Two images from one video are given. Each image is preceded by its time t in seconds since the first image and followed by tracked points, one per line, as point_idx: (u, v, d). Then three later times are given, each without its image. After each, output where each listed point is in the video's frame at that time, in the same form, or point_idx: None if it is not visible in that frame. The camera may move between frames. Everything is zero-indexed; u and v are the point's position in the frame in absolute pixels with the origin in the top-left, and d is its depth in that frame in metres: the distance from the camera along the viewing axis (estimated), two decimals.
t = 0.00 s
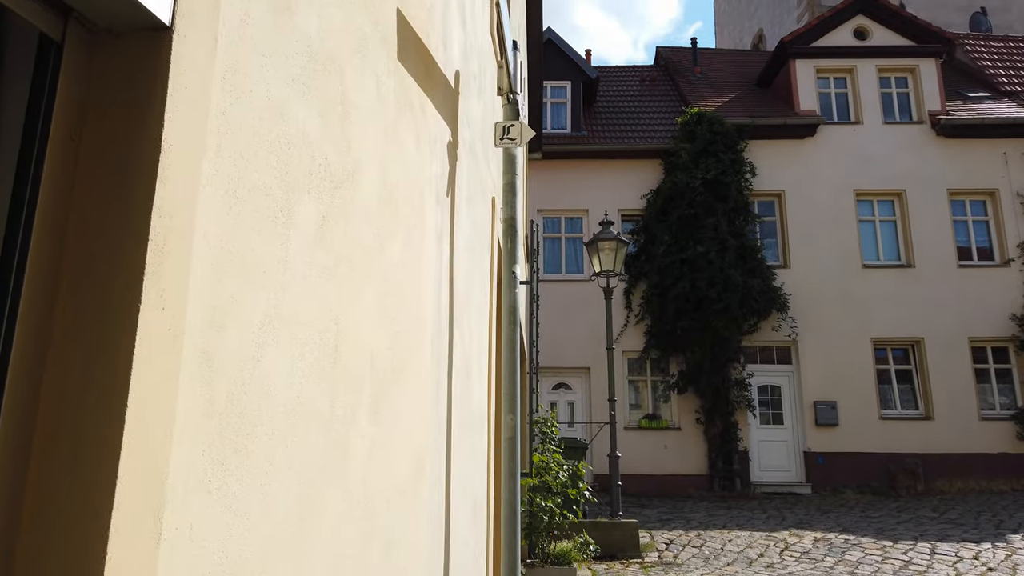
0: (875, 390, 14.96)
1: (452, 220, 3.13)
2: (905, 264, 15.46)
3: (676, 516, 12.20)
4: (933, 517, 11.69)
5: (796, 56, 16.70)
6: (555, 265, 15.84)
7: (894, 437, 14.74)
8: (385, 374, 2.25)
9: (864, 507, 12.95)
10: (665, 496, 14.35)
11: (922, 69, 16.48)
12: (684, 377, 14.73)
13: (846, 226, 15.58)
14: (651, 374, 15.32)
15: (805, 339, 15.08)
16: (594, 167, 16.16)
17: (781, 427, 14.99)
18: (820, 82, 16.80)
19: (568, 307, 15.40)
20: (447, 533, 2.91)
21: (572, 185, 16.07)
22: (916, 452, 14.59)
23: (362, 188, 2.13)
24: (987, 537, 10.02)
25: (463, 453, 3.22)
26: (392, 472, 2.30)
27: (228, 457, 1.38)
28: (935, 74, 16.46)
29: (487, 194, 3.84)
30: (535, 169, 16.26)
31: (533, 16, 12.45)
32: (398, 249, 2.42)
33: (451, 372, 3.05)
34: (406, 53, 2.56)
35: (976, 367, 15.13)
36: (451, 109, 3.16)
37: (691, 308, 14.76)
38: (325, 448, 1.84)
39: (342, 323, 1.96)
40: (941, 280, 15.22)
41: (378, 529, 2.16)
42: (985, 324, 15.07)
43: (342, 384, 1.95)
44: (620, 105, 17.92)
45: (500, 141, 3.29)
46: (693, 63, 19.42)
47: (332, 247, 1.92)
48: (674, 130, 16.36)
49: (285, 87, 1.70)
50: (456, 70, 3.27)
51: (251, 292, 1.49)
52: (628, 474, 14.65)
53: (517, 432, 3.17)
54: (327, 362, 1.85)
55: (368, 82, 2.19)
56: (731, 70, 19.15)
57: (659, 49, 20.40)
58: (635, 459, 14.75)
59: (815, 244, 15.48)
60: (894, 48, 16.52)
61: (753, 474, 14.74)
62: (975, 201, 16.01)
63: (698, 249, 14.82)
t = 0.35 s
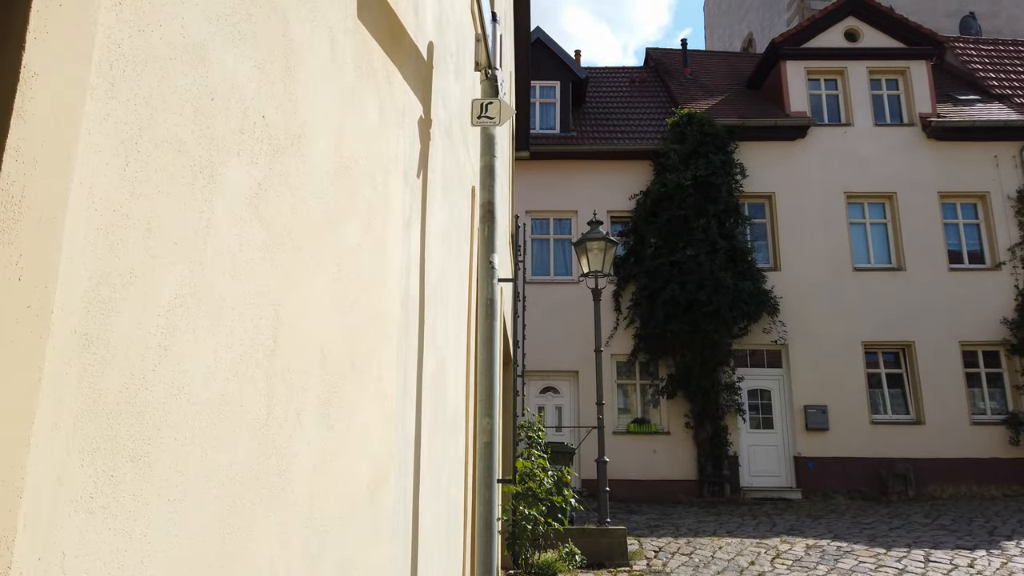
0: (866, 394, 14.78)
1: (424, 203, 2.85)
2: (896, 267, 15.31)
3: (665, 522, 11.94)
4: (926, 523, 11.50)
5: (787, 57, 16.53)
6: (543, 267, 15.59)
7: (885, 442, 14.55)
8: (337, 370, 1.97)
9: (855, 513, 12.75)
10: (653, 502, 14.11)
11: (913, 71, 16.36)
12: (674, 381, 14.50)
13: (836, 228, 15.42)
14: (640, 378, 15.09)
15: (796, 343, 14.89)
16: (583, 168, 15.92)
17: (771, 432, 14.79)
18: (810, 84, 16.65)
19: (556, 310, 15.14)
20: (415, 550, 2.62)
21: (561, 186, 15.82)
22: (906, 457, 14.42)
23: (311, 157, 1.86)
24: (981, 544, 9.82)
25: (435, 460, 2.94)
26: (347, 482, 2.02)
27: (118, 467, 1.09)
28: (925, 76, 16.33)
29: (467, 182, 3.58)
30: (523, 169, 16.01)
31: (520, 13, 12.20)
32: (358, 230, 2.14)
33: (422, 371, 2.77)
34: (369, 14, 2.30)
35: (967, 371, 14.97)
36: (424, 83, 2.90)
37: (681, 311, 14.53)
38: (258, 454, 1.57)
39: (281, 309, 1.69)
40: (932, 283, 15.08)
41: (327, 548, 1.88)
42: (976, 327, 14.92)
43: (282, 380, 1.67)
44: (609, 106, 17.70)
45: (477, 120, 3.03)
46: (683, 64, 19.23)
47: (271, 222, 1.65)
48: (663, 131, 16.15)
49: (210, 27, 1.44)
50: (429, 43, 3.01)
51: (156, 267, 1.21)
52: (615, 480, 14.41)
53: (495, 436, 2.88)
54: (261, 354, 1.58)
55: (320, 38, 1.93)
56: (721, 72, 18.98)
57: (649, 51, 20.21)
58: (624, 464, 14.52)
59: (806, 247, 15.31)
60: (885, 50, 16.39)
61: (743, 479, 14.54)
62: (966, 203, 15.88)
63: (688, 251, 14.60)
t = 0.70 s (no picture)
0: (842, 396, 14.75)
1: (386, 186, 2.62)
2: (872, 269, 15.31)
3: (641, 525, 11.77)
4: (902, 526, 11.44)
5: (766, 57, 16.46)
6: (521, 266, 15.38)
7: (861, 444, 14.53)
8: (277, 369, 1.73)
9: (831, 516, 12.68)
10: (629, 504, 13.96)
11: (891, 73, 16.37)
12: (651, 382, 14.35)
13: (814, 230, 15.38)
14: (617, 379, 14.93)
15: (773, 344, 14.83)
16: (561, 166, 15.72)
17: (747, 433, 14.71)
18: (789, 85, 16.59)
19: (533, 310, 14.92)
20: (371, 567, 2.38)
21: (538, 184, 15.61)
22: (882, 459, 14.41)
23: (247, 125, 1.63)
24: (957, 547, 9.75)
25: (396, 467, 2.70)
26: (289, 495, 1.78)
27: None
28: (903, 79, 16.34)
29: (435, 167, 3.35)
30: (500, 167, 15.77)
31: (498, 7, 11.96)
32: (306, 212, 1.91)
33: (383, 369, 2.53)
34: None
35: (942, 374, 14.99)
36: (388, 57, 2.67)
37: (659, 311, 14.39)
38: (172, 465, 1.34)
39: (204, 297, 1.45)
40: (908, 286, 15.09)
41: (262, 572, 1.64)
42: (951, 330, 14.95)
43: (204, 380, 1.44)
44: (588, 104, 17.51)
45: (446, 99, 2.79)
46: (663, 64, 19.10)
47: (194, 195, 1.43)
48: (642, 130, 16.01)
49: None
50: (394, 14, 2.77)
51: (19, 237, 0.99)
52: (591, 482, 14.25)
53: (461, 441, 2.65)
54: (177, 349, 1.35)
55: None
56: (700, 72, 18.89)
57: (629, 50, 20.05)
58: (600, 465, 14.37)
59: (784, 248, 15.25)
60: (863, 52, 16.38)
61: (719, 481, 14.43)
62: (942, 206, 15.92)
63: (666, 251, 14.47)
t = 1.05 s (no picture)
0: (818, 398, 14.73)
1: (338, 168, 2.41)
2: (848, 272, 15.32)
3: (616, 529, 11.61)
4: (877, 529, 11.42)
5: (744, 59, 16.41)
6: (497, 267, 15.17)
7: (836, 447, 14.52)
8: (196, 365, 1.53)
9: (806, 518, 12.64)
10: (605, 507, 13.83)
11: (867, 77, 16.40)
12: (628, 384, 14.23)
13: (791, 232, 15.37)
14: (594, 380, 14.79)
15: (749, 346, 14.78)
16: (538, 166, 15.54)
17: (723, 436, 14.64)
18: (767, 88, 16.57)
19: (509, 310, 14.72)
20: None
21: (515, 184, 15.42)
22: (856, 462, 14.42)
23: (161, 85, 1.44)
24: (933, 550, 9.72)
25: (349, 474, 2.49)
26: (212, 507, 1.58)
27: None
28: (879, 83, 16.39)
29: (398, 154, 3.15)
30: (476, 166, 15.56)
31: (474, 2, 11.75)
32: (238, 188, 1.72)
33: (333, 367, 2.32)
34: None
35: (916, 376, 15.03)
36: (342, 29, 2.46)
37: (636, 313, 14.27)
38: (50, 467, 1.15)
39: (100, 279, 1.26)
40: (883, 288, 15.12)
41: None
42: (925, 333, 15.01)
43: (96, 371, 1.25)
44: (566, 104, 17.36)
45: (405, 77, 2.59)
46: (641, 65, 19.01)
47: (85, 159, 1.24)
48: (620, 130, 15.88)
49: None
50: None
51: None
52: (566, 485, 14.08)
53: (418, 446, 2.44)
54: (60, 332, 1.18)
55: None
56: (678, 74, 18.83)
57: (607, 51, 19.94)
58: (577, 468, 14.22)
59: (761, 250, 15.21)
60: (840, 55, 16.41)
61: (695, 484, 14.34)
62: (916, 210, 15.98)
63: (644, 252, 14.37)
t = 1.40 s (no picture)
0: (796, 403, 14.65)
1: (281, 155, 2.18)
2: (826, 276, 15.28)
3: (593, 536, 11.41)
4: (855, 535, 11.33)
5: (723, 62, 16.34)
6: (474, 270, 14.94)
7: (814, 452, 14.45)
8: (87, 373, 1.31)
9: (785, 524, 12.54)
10: (583, 513, 13.64)
11: (845, 82, 16.37)
12: (606, 388, 14.08)
13: (769, 236, 15.31)
14: (572, 385, 14.61)
15: (728, 351, 14.69)
16: (516, 168, 15.34)
17: (702, 441, 14.52)
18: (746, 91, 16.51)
19: (486, 313, 14.50)
20: None
21: (493, 185, 15.20)
22: (835, 467, 14.36)
23: (42, 45, 1.22)
24: (911, 557, 9.63)
25: (291, 495, 2.25)
26: (109, 538, 1.36)
27: None
28: (857, 88, 16.38)
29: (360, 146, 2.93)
30: (454, 167, 15.33)
31: None
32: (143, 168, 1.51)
33: (271, 375, 2.09)
34: None
35: (894, 382, 15.01)
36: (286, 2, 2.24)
37: (614, 317, 14.11)
38: None
39: None
40: (861, 293, 15.11)
41: None
42: (902, 338, 15.01)
43: None
44: (545, 106, 17.18)
45: (358, 58, 2.37)
46: (621, 67, 18.89)
47: None
48: (600, 132, 15.73)
49: None
50: None
51: None
52: (543, 491, 13.88)
53: (367, 461, 2.22)
54: None
55: None
56: (658, 76, 18.73)
57: (587, 53, 19.80)
58: (554, 473, 14.03)
59: (739, 254, 15.13)
60: (819, 60, 16.37)
61: (673, 490, 14.20)
62: (894, 215, 15.99)
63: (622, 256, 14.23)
